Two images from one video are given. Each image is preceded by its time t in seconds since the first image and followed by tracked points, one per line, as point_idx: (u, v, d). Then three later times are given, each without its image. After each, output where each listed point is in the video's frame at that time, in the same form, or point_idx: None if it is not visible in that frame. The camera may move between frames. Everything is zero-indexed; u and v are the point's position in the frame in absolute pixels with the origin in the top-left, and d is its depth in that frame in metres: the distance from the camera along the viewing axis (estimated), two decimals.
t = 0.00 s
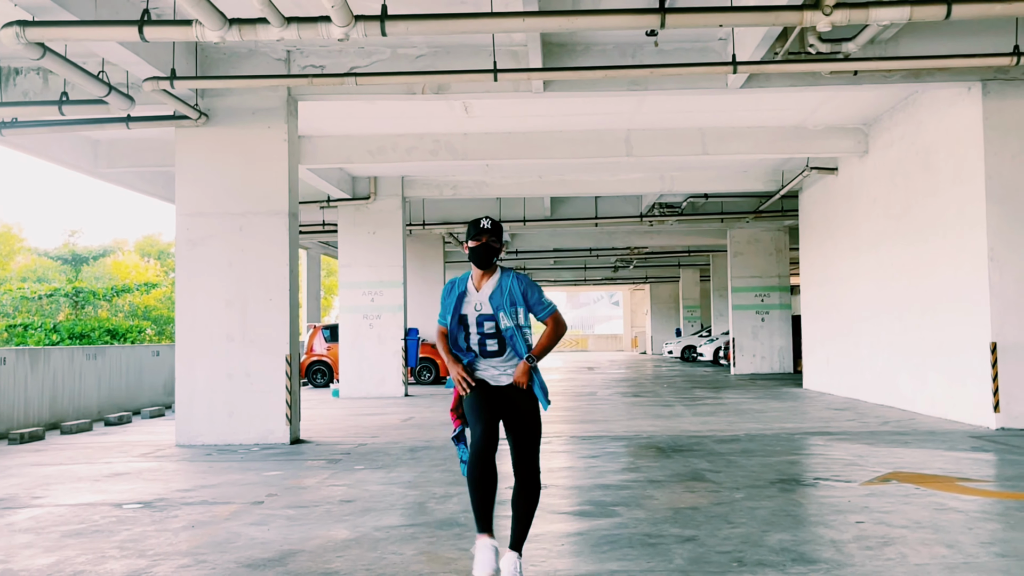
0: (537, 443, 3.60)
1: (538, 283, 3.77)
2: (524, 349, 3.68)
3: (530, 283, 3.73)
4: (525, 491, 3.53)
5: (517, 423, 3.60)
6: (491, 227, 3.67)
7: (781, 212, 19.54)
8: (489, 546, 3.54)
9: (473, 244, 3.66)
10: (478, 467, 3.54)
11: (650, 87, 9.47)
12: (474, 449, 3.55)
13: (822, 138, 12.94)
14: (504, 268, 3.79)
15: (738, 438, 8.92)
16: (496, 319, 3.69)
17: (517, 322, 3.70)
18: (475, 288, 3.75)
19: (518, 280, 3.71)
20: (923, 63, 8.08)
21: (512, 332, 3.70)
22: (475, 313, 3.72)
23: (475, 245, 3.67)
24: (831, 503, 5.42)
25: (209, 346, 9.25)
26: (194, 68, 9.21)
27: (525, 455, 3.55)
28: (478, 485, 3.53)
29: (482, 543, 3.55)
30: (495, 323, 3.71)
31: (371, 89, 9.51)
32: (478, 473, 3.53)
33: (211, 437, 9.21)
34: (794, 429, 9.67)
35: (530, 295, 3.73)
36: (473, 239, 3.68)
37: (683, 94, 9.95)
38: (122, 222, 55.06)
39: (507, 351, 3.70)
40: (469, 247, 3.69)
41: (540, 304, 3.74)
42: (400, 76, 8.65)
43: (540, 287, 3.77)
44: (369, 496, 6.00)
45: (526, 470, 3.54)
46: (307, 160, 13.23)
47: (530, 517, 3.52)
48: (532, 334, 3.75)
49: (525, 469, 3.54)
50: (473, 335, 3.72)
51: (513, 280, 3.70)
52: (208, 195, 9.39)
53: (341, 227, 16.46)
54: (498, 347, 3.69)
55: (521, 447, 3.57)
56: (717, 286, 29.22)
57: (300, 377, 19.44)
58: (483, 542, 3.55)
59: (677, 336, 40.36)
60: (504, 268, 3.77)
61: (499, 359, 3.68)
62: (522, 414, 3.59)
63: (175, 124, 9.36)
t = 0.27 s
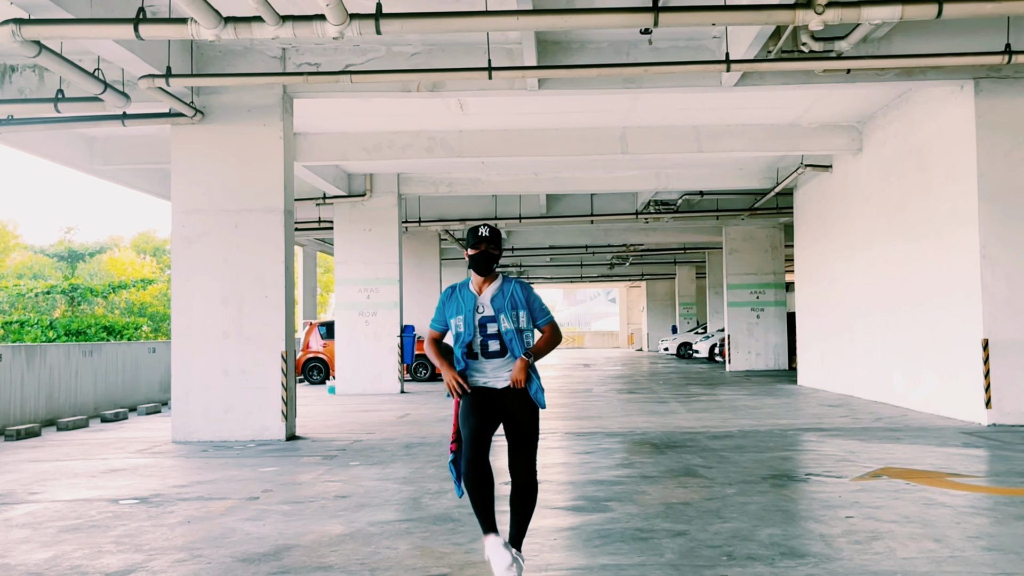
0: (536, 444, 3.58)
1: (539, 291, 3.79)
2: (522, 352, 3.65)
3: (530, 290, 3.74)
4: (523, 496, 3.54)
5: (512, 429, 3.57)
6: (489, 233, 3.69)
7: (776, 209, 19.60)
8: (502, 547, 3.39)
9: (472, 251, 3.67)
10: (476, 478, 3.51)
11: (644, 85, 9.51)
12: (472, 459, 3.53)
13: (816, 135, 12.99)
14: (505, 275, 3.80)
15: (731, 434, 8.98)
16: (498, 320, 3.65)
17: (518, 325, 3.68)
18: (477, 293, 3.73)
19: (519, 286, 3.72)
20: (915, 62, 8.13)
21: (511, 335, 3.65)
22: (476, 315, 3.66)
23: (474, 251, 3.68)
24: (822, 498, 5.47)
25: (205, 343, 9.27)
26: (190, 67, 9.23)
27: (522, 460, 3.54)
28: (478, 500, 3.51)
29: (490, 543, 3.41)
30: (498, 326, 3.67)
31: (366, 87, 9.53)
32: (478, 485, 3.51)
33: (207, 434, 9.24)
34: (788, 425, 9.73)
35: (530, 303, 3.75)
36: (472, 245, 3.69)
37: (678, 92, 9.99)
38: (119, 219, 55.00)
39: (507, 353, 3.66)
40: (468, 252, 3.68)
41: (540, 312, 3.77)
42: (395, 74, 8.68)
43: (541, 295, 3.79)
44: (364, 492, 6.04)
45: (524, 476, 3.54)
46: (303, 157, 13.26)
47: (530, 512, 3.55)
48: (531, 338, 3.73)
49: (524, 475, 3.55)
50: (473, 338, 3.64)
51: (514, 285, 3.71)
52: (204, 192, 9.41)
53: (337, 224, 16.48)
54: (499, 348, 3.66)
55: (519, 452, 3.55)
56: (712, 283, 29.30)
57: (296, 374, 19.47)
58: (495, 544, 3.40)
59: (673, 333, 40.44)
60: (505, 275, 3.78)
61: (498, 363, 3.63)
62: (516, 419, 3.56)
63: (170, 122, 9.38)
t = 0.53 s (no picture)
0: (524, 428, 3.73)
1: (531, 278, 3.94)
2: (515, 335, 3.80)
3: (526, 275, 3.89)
4: (515, 475, 3.70)
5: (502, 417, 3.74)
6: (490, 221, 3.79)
7: (771, 205, 19.66)
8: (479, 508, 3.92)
9: (471, 240, 3.79)
10: (467, 463, 3.79)
11: (639, 81, 9.55)
12: (464, 445, 3.79)
13: (811, 132, 13.04)
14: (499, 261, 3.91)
15: (725, 429, 9.04)
16: (497, 301, 3.78)
17: (514, 308, 3.82)
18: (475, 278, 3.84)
19: (516, 272, 3.87)
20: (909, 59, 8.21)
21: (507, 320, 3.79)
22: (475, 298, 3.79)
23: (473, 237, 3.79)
24: (814, 491, 5.52)
25: (201, 337, 9.30)
26: (186, 62, 9.23)
27: (512, 445, 3.70)
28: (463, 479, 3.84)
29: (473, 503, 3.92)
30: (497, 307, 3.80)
31: (362, 83, 9.54)
32: (468, 469, 3.80)
33: (204, 428, 9.27)
34: (781, 420, 9.79)
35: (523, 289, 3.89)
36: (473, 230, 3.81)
37: (672, 88, 10.03)
38: (114, 214, 54.88)
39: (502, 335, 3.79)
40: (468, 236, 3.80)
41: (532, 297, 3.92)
42: (391, 70, 8.70)
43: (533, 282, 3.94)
44: (359, 485, 6.08)
45: (513, 458, 3.70)
46: (299, 152, 13.27)
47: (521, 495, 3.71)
48: (522, 322, 3.89)
49: (512, 455, 3.70)
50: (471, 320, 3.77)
51: (512, 271, 3.85)
52: (200, 187, 9.42)
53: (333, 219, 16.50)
54: (496, 330, 3.78)
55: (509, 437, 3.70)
56: (707, 279, 29.38)
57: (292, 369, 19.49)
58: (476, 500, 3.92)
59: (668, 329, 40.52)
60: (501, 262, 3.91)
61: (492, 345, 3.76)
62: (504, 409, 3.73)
63: (166, 117, 9.39)
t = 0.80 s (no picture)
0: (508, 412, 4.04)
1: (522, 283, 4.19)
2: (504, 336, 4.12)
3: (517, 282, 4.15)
4: (500, 453, 4.06)
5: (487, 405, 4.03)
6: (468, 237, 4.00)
7: (767, 200, 19.71)
8: (467, 516, 4.31)
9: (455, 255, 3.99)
10: (456, 452, 4.06)
11: (635, 76, 9.56)
12: (453, 435, 4.06)
13: (807, 127, 13.08)
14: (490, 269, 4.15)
15: (720, 423, 9.09)
16: (489, 317, 4.06)
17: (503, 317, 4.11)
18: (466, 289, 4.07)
19: (505, 279, 4.12)
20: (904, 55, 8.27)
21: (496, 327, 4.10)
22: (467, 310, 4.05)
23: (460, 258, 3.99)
24: (807, 484, 5.57)
25: (198, 331, 9.31)
26: (182, 55, 9.23)
27: (496, 428, 4.01)
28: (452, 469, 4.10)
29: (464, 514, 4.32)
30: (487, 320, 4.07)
31: (359, 77, 9.54)
32: (457, 458, 4.06)
33: (201, 422, 9.29)
34: (776, 414, 9.85)
35: (514, 294, 4.15)
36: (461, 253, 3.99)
37: (669, 83, 10.04)
38: (109, 208, 54.73)
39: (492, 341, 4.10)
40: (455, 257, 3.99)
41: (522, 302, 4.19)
42: (388, 64, 8.70)
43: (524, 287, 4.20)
44: (357, 478, 6.11)
45: (499, 438, 4.03)
46: (296, 147, 13.26)
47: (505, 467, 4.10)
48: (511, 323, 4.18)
49: (499, 434, 4.02)
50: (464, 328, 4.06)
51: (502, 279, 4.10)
52: (197, 181, 9.43)
53: (329, 213, 16.49)
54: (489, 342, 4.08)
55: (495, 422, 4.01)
56: (703, 273, 29.44)
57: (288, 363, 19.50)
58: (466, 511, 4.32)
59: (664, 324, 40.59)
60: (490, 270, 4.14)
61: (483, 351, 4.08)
62: (488, 398, 4.01)
63: (162, 110, 9.38)
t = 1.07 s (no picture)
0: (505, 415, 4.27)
1: (508, 292, 4.11)
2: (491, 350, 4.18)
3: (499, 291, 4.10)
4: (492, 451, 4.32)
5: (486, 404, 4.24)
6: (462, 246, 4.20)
7: (764, 194, 19.74)
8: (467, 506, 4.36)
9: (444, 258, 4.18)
10: (456, 442, 4.16)
11: (633, 69, 9.56)
12: (454, 426, 4.16)
13: (804, 121, 13.09)
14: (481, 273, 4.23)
15: (716, 416, 9.14)
16: (461, 321, 4.16)
17: (482, 325, 4.15)
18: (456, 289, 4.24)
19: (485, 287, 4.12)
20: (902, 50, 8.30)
21: (477, 334, 4.16)
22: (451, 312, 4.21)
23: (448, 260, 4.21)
24: (804, 477, 5.61)
25: (196, 324, 9.32)
26: (180, 48, 9.21)
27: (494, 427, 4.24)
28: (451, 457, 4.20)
29: (462, 505, 4.36)
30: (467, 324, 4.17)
31: (356, 70, 9.53)
32: (457, 448, 4.17)
33: (198, 414, 9.30)
34: (772, 408, 9.90)
35: (496, 304, 4.12)
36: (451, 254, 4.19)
37: (667, 76, 10.05)
38: (105, 200, 54.62)
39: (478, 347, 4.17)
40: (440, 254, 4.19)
41: (505, 314, 4.10)
42: (386, 57, 8.70)
43: (509, 297, 4.11)
44: (355, 470, 6.14)
45: (494, 438, 4.27)
46: (293, 139, 13.25)
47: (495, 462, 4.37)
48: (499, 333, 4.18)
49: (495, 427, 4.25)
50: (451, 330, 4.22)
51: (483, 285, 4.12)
52: (195, 173, 9.42)
53: (326, 206, 16.48)
54: (469, 344, 4.18)
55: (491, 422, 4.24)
56: (700, 268, 29.51)
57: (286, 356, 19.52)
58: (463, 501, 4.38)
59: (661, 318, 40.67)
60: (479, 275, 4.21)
61: (469, 357, 4.19)
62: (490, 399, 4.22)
63: (160, 103, 9.37)
